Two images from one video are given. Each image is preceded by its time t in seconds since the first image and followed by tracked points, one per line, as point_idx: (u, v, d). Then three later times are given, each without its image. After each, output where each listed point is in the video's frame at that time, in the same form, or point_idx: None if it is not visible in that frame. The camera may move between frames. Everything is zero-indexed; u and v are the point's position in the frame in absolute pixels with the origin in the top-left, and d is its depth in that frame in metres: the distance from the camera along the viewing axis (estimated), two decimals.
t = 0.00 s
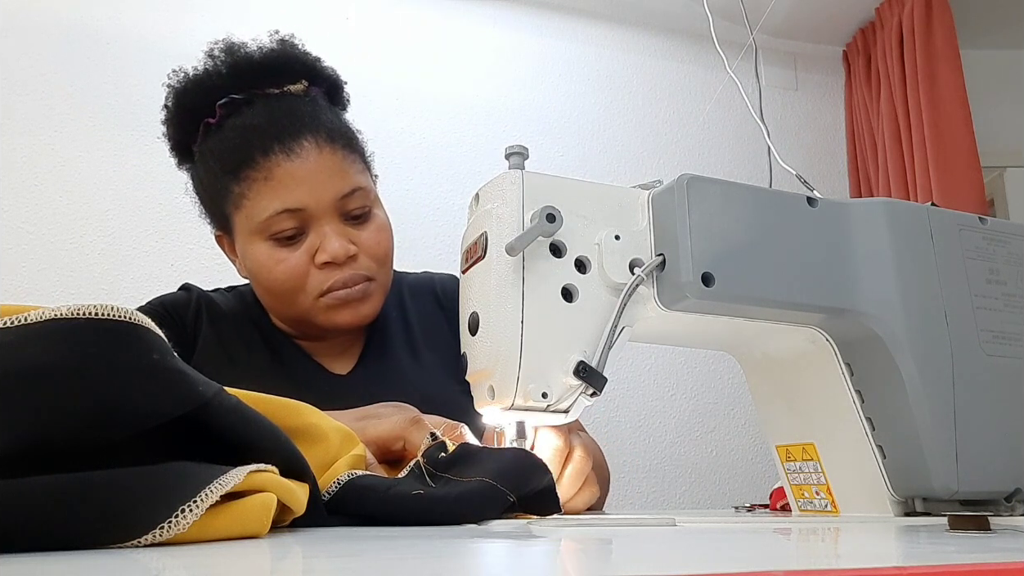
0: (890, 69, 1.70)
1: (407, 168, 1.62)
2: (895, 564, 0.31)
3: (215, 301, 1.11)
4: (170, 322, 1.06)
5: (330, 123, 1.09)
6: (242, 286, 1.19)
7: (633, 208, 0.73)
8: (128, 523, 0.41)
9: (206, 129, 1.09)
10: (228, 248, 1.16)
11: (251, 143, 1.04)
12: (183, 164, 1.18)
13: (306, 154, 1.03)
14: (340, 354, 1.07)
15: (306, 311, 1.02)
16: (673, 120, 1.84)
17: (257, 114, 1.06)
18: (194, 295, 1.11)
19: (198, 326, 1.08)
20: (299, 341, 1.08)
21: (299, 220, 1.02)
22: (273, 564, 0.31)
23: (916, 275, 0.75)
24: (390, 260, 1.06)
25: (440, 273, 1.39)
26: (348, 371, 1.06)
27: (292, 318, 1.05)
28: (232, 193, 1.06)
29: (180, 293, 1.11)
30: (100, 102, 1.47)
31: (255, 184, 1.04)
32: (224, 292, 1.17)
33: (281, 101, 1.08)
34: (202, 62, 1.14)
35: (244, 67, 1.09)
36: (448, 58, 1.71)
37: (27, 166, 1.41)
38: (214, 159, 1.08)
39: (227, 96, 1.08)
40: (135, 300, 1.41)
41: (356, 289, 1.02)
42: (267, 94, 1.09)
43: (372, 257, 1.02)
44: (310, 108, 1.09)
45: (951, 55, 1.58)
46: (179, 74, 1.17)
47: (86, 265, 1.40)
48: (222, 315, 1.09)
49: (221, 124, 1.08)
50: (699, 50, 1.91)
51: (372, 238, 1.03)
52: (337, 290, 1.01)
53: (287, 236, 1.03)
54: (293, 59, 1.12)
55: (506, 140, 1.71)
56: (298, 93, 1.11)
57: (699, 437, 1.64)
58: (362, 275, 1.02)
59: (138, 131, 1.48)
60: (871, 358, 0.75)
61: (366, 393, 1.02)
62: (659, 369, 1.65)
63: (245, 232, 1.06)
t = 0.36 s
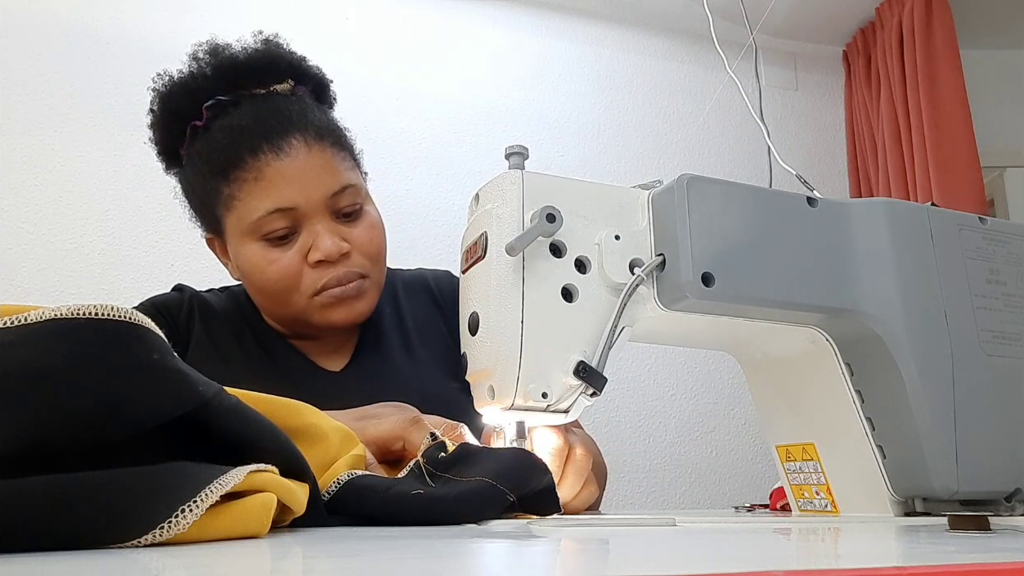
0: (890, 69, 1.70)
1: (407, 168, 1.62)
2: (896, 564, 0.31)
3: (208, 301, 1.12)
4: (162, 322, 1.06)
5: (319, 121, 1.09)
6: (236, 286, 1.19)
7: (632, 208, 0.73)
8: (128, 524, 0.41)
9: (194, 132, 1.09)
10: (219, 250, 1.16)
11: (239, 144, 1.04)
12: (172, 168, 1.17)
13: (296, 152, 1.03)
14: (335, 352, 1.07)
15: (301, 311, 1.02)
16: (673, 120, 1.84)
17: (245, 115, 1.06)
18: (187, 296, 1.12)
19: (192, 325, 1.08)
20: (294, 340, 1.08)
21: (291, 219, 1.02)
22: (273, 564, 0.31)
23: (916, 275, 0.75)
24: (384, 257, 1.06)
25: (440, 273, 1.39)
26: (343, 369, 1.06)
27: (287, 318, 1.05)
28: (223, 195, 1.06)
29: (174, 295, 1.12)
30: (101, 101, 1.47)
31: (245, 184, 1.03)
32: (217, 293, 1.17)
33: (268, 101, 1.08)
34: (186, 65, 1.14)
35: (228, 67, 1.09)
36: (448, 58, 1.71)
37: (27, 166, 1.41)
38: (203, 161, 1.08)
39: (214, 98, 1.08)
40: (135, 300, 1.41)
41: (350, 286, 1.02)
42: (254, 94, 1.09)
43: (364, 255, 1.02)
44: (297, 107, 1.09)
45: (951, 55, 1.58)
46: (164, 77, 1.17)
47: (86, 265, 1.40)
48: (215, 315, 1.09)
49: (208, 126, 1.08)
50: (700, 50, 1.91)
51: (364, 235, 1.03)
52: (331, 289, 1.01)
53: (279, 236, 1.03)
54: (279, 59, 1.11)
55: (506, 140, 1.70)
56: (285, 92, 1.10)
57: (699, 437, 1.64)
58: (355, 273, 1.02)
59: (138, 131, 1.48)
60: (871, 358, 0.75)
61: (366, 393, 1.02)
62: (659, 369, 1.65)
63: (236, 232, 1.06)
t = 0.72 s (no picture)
0: (890, 69, 1.70)
1: (406, 168, 1.62)
2: (896, 564, 0.31)
3: (211, 300, 1.12)
4: (166, 321, 1.06)
5: (325, 121, 1.09)
6: (238, 285, 1.19)
7: (632, 208, 0.73)
8: (127, 523, 0.41)
9: (200, 130, 1.10)
10: (224, 248, 1.16)
11: (245, 143, 1.04)
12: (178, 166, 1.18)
13: (302, 152, 1.03)
14: (338, 352, 1.08)
15: (306, 311, 1.03)
16: (673, 120, 1.84)
17: (252, 114, 1.06)
18: (190, 295, 1.12)
19: (195, 324, 1.08)
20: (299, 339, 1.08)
21: (296, 219, 1.02)
22: (273, 564, 0.31)
23: (915, 275, 0.75)
24: (389, 258, 1.06)
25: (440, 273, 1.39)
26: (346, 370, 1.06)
27: (291, 318, 1.05)
28: (228, 194, 1.06)
29: (177, 293, 1.12)
30: (102, 101, 1.47)
31: (251, 183, 1.04)
32: (219, 292, 1.17)
33: (275, 101, 1.08)
34: (193, 63, 1.14)
35: (236, 67, 1.10)
36: (448, 57, 1.72)
37: (27, 166, 1.41)
38: (209, 160, 1.08)
39: (221, 97, 1.09)
40: (135, 300, 1.41)
41: (355, 287, 1.02)
42: (261, 94, 1.09)
43: (370, 255, 1.02)
44: (304, 106, 1.09)
45: (951, 55, 1.58)
46: (171, 75, 1.17)
47: (86, 265, 1.40)
48: (219, 315, 1.10)
49: (215, 125, 1.08)
50: (699, 50, 1.91)
51: (369, 236, 1.03)
52: (336, 289, 1.01)
53: (284, 236, 1.03)
54: (286, 58, 1.12)
55: (506, 140, 1.70)
56: (292, 92, 1.11)
57: (699, 437, 1.64)
58: (361, 273, 1.02)
59: (138, 131, 1.48)
60: (871, 358, 0.75)
61: (366, 394, 1.02)
62: (659, 369, 1.65)
63: (242, 231, 1.06)
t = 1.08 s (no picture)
0: (891, 69, 1.70)
1: (407, 168, 1.62)
2: (895, 564, 0.31)
3: (212, 301, 1.12)
4: (167, 322, 1.06)
5: (334, 122, 1.09)
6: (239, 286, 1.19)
7: (633, 208, 0.73)
8: (128, 524, 0.41)
9: (208, 126, 1.10)
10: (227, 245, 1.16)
11: (255, 140, 1.04)
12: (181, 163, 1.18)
13: (312, 150, 1.03)
14: (339, 352, 1.08)
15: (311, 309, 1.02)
16: (673, 120, 1.84)
17: (263, 111, 1.06)
18: (192, 295, 1.12)
19: (196, 325, 1.08)
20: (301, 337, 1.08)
21: (305, 216, 1.01)
22: (273, 564, 0.31)
23: (916, 275, 0.75)
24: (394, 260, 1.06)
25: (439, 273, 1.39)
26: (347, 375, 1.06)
27: (294, 316, 1.05)
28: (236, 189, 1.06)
29: (179, 293, 1.12)
30: (102, 102, 1.47)
31: (260, 180, 1.03)
32: (219, 292, 1.17)
33: (285, 99, 1.08)
34: (204, 60, 1.14)
35: (248, 65, 1.10)
36: (448, 57, 1.72)
37: (27, 166, 1.41)
38: (219, 156, 1.08)
39: (231, 94, 1.09)
40: (135, 300, 1.41)
41: (361, 287, 1.01)
42: (272, 92, 1.09)
43: (376, 256, 1.02)
44: (314, 106, 1.09)
45: (951, 55, 1.58)
46: (180, 71, 1.17)
47: (86, 265, 1.40)
48: (220, 316, 1.10)
49: (224, 121, 1.08)
50: (699, 50, 1.91)
51: (377, 236, 1.02)
52: (343, 288, 1.00)
53: (292, 234, 1.02)
54: (297, 59, 1.12)
55: (506, 140, 1.70)
56: (302, 92, 1.11)
57: (699, 437, 1.64)
58: (368, 273, 1.02)
59: (138, 131, 1.48)
60: (871, 358, 0.75)
61: (366, 394, 1.02)
62: (659, 369, 1.65)
63: (249, 228, 1.05)
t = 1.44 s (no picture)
0: (890, 69, 1.70)
1: (407, 168, 1.62)
2: (896, 564, 0.31)
3: (211, 299, 1.15)
4: (165, 319, 1.09)
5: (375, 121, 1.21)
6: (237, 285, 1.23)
7: (632, 208, 0.73)
8: (128, 524, 0.40)
9: (252, 107, 1.17)
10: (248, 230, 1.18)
11: (316, 126, 1.14)
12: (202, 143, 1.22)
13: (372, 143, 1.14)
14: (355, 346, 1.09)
15: (359, 288, 1.06)
16: (673, 120, 1.84)
17: (316, 100, 1.17)
18: (191, 294, 1.15)
19: (194, 322, 1.11)
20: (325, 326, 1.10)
21: (368, 200, 1.08)
22: (273, 564, 0.31)
23: (915, 275, 0.75)
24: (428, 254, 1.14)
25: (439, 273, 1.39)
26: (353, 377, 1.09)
27: (335, 295, 1.07)
28: (290, 168, 1.13)
29: (178, 291, 1.16)
30: (102, 102, 1.47)
31: (320, 160, 1.11)
32: (218, 290, 1.21)
33: (332, 94, 1.19)
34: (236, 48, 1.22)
35: (297, 61, 1.22)
36: (449, 57, 1.72)
37: (27, 166, 1.41)
38: (267, 136, 1.15)
39: (278, 81, 1.19)
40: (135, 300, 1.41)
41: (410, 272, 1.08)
42: (316, 87, 1.20)
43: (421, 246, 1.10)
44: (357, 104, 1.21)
45: (952, 55, 1.58)
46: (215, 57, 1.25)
47: (86, 265, 1.40)
48: (218, 312, 1.12)
49: (270, 105, 1.17)
50: (699, 50, 1.91)
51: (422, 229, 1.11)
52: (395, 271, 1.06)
53: (350, 213, 1.08)
54: (332, 67, 1.26)
55: (506, 140, 1.70)
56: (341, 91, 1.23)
57: (698, 437, 1.64)
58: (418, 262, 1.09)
59: (138, 131, 1.48)
60: (872, 358, 0.75)
61: (367, 394, 1.02)
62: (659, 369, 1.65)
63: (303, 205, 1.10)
